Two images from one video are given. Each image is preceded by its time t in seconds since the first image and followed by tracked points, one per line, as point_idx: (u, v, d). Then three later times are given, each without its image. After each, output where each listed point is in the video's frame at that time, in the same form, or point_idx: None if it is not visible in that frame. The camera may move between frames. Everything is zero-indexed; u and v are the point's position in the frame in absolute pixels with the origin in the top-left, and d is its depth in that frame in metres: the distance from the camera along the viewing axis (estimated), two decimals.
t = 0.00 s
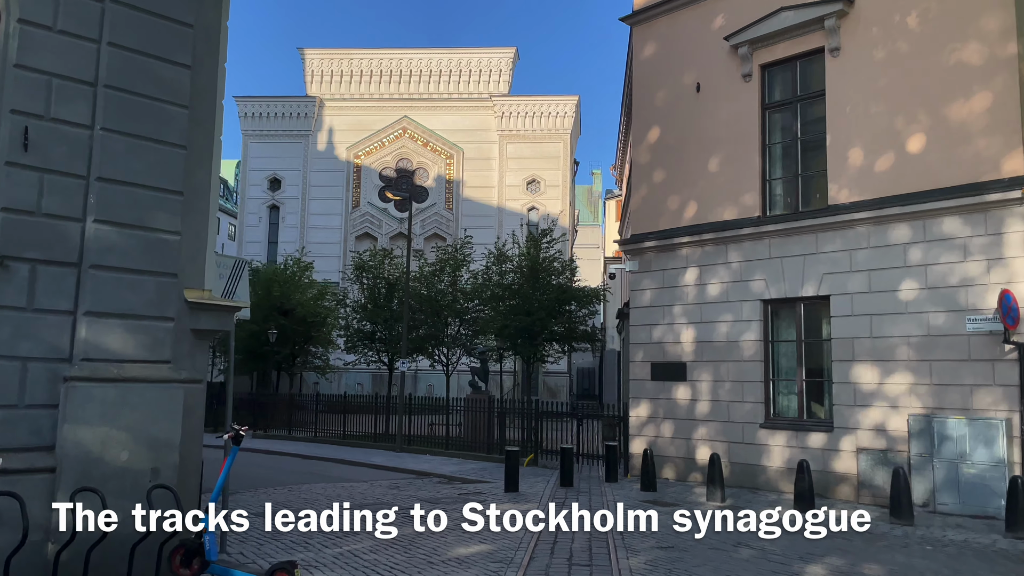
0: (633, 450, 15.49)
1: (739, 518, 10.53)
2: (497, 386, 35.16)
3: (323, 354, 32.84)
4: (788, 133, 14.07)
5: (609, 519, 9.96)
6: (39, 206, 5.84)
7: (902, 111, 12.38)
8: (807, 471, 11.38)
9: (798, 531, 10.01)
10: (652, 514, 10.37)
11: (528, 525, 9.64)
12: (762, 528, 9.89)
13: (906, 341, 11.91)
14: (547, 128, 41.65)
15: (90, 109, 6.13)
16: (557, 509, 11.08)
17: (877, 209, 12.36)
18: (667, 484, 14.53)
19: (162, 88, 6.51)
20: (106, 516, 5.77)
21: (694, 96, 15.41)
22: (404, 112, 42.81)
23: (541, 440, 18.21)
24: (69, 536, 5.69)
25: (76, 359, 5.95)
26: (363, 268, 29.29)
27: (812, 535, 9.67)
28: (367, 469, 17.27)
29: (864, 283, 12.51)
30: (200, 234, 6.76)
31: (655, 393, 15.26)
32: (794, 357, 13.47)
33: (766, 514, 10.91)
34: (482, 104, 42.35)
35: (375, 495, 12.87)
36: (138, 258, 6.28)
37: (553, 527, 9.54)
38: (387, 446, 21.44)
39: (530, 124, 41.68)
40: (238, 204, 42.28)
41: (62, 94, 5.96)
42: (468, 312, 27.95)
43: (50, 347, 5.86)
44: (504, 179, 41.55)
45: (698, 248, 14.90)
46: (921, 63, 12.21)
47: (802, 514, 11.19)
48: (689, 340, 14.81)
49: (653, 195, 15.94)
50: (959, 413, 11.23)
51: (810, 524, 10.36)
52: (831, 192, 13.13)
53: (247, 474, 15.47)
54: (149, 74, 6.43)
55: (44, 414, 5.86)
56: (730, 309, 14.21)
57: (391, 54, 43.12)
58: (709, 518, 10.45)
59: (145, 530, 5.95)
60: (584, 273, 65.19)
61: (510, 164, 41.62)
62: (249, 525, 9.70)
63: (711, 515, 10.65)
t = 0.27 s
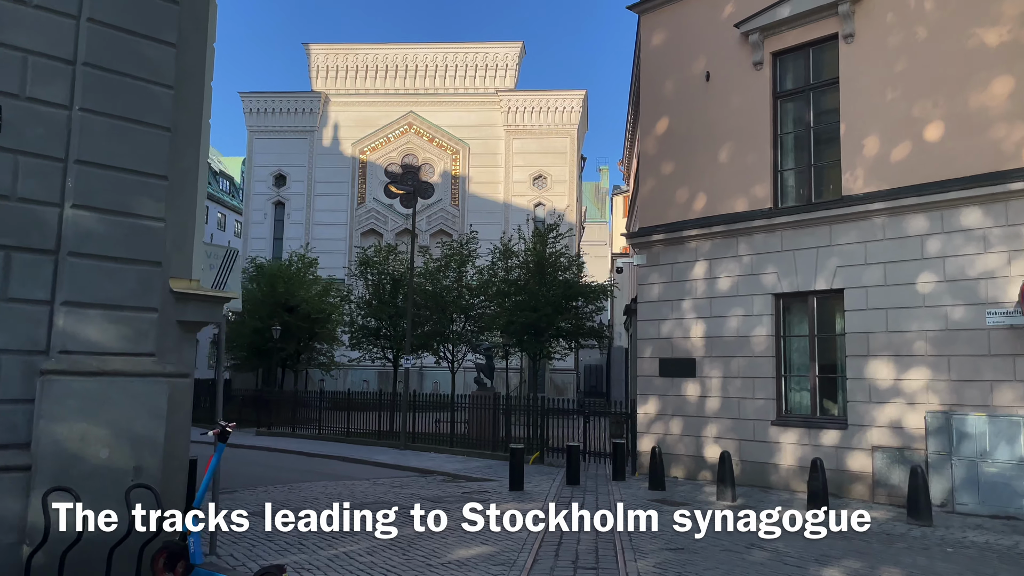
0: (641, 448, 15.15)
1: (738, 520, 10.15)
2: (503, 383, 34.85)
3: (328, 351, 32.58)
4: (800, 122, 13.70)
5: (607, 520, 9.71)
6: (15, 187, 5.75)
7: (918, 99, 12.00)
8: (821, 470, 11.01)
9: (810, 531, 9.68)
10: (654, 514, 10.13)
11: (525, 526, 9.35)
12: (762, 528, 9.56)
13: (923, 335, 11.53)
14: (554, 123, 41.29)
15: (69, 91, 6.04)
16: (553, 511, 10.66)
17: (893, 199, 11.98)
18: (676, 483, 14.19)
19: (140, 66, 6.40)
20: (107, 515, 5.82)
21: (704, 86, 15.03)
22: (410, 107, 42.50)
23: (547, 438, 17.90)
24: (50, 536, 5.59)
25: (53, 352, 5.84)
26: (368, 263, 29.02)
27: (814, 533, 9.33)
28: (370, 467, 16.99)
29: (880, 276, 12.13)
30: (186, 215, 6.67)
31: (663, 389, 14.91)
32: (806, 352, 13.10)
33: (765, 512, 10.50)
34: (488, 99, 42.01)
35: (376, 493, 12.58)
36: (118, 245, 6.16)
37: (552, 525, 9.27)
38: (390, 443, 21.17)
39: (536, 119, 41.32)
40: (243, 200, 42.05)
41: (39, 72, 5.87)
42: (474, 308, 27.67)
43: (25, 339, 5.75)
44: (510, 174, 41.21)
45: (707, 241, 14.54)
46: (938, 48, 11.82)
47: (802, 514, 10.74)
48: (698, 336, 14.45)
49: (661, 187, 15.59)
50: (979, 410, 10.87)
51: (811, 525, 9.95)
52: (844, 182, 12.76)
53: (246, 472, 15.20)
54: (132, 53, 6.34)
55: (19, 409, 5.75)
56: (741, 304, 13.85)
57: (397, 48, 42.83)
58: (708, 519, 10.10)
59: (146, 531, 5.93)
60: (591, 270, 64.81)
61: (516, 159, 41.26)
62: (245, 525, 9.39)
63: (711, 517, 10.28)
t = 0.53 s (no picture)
0: (649, 446, 14.80)
1: (735, 520, 9.95)
2: (508, 379, 34.52)
3: (332, 348, 32.28)
4: (812, 113, 13.32)
5: (612, 520, 9.46)
6: None
7: (935, 87, 11.61)
8: (834, 471, 10.66)
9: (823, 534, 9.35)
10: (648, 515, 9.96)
11: (528, 526, 9.15)
12: (762, 528, 9.37)
13: (941, 331, 11.15)
14: (559, 117, 40.87)
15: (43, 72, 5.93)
16: (553, 511, 10.45)
17: (910, 191, 11.59)
18: (684, 482, 13.85)
19: (121, 47, 6.28)
20: (107, 515, 5.66)
21: (713, 75, 14.66)
22: (415, 101, 42.17)
23: (552, 435, 17.57)
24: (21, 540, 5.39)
25: (27, 349, 5.71)
26: (371, 258, 28.73)
27: (809, 535, 9.21)
28: (372, 465, 16.70)
29: (895, 270, 11.75)
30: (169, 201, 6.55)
31: (671, 387, 14.56)
32: (819, 349, 12.72)
33: (764, 515, 10.24)
34: (493, 93, 41.64)
35: (376, 493, 12.28)
36: (97, 235, 6.05)
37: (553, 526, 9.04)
38: (393, 441, 20.88)
39: (542, 113, 40.90)
40: (247, 195, 41.80)
41: (13, 55, 5.77)
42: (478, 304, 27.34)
43: None
44: (516, 169, 40.83)
45: (717, 234, 14.16)
46: (957, 34, 11.42)
47: (802, 515, 10.53)
48: (707, 332, 14.10)
49: (668, 180, 15.24)
50: (999, 408, 10.47)
51: (811, 525, 9.75)
52: (858, 173, 12.37)
53: (246, 471, 14.92)
54: (113, 35, 6.24)
55: None
56: (750, 299, 13.49)
57: (401, 42, 42.48)
58: (709, 519, 9.88)
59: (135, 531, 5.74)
60: (598, 266, 64.40)
61: (522, 154, 40.87)
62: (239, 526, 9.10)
63: (709, 516, 10.09)
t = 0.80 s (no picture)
0: (656, 439, 14.47)
1: (738, 520, 9.41)
2: (513, 372, 34.26)
3: (335, 340, 32.01)
4: (825, 96, 12.93)
5: (611, 521, 9.08)
6: None
7: (956, 68, 11.18)
8: (849, 464, 10.31)
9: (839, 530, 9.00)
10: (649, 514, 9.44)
11: (528, 527, 8.74)
12: (762, 527, 8.87)
13: (961, 321, 10.78)
14: (565, 108, 40.47)
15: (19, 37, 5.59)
16: (558, 509, 9.93)
17: (927, 175, 11.21)
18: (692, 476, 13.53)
19: (109, 18, 6.07)
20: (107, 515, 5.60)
21: (723, 59, 14.27)
22: (419, 92, 41.82)
23: (557, 429, 17.26)
24: None
25: None
26: (375, 250, 28.45)
27: (812, 533, 8.58)
28: (374, 458, 16.42)
29: (912, 258, 11.38)
30: (148, 181, 6.34)
31: (680, 378, 14.23)
32: (832, 339, 12.36)
33: (765, 513, 9.67)
34: (498, 84, 41.24)
35: (376, 486, 11.97)
36: (76, 212, 5.78)
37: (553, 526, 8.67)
38: (397, 434, 20.61)
39: (547, 104, 40.51)
40: (251, 187, 41.51)
41: None
42: (483, 296, 27.01)
43: None
44: (521, 160, 40.45)
45: (727, 222, 13.80)
46: (978, 13, 11.00)
47: (801, 514, 9.88)
48: (717, 322, 13.75)
49: (676, 166, 14.87)
50: (1020, 400, 10.13)
51: (812, 525, 9.14)
52: (874, 158, 11.98)
53: (245, 464, 14.64)
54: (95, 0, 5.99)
55: None
56: (761, 288, 13.14)
57: (406, 33, 42.10)
58: (709, 518, 9.40)
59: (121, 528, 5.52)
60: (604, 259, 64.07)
61: (527, 145, 40.49)
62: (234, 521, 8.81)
63: (711, 515, 9.57)
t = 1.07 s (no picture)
0: (664, 435, 14.15)
1: (739, 519, 9.08)
2: (518, 365, 33.95)
3: (338, 334, 31.73)
4: (839, 82, 12.54)
5: (613, 521, 8.75)
6: None
7: (976, 52, 10.78)
8: (865, 462, 9.94)
9: (856, 531, 8.65)
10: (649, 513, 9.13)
11: (528, 527, 8.42)
12: (762, 528, 8.53)
13: (980, 314, 10.40)
14: (570, 99, 40.04)
15: None
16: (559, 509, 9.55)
17: (946, 163, 10.82)
18: (701, 473, 13.20)
19: None
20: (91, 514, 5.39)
21: (733, 44, 13.88)
22: (423, 84, 41.43)
23: (562, 424, 16.94)
24: None
25: None
26: (377, 242, 28.16)
27: (811, 532, 8.33)
28: (376, 454, 16.14)
29: (930, 249, 11.00)
30: (128, 168, 6.04)
31: (688, 373, 13.89)
32: (846, 333, 12.00)
33: (765, 513, 9.30)
34: (503, 75, 40.82)
35: (377, 483, 11.67)
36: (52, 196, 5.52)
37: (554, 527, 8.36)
38: (399, 429, 20.32)
39: (552, 95, 40.08)
40: (253, 180, 41.22)
41: None
42: (487, 289, 26.66)
43: None
44: (526, 152, 40.05)
45: (737, 212, 13.43)
46: None
47: (801, 513, 9.51)
48: (726, 315, 13.39)
49: (685, 155, 14.50)
50: None
51: (812, 525, 8.83)
52: (889, 146, 11.60)
53: (244, 460, 14.36)
54: None
55: None
56: (773, 280, 12.77)
57: (410, 23, 41.69)
58: (709, 518, 9.07)
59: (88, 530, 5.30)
60: (610, 252, 63.70)
61: (532, 136, 40.07)
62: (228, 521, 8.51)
63: (711, 514, 9.24)
